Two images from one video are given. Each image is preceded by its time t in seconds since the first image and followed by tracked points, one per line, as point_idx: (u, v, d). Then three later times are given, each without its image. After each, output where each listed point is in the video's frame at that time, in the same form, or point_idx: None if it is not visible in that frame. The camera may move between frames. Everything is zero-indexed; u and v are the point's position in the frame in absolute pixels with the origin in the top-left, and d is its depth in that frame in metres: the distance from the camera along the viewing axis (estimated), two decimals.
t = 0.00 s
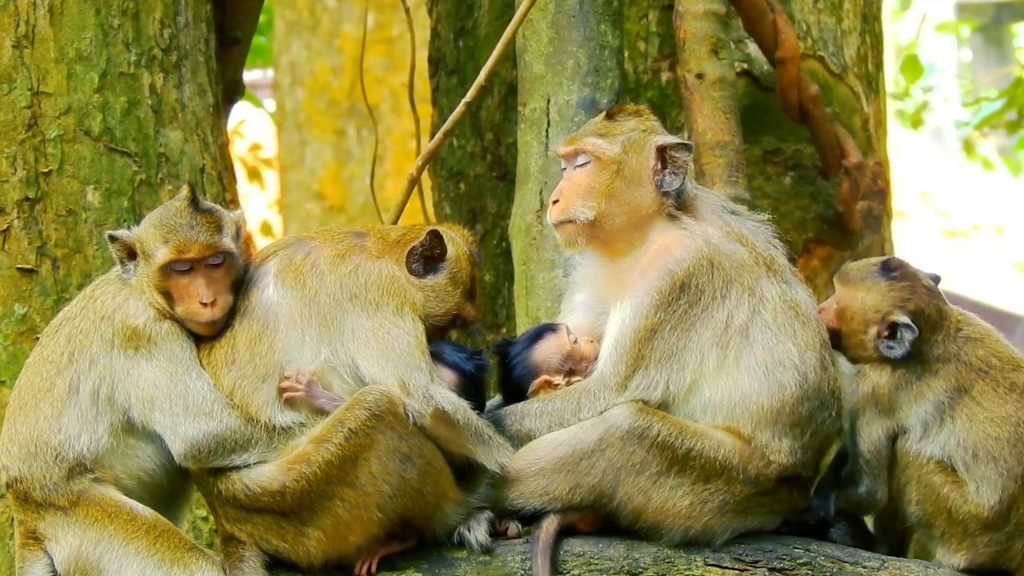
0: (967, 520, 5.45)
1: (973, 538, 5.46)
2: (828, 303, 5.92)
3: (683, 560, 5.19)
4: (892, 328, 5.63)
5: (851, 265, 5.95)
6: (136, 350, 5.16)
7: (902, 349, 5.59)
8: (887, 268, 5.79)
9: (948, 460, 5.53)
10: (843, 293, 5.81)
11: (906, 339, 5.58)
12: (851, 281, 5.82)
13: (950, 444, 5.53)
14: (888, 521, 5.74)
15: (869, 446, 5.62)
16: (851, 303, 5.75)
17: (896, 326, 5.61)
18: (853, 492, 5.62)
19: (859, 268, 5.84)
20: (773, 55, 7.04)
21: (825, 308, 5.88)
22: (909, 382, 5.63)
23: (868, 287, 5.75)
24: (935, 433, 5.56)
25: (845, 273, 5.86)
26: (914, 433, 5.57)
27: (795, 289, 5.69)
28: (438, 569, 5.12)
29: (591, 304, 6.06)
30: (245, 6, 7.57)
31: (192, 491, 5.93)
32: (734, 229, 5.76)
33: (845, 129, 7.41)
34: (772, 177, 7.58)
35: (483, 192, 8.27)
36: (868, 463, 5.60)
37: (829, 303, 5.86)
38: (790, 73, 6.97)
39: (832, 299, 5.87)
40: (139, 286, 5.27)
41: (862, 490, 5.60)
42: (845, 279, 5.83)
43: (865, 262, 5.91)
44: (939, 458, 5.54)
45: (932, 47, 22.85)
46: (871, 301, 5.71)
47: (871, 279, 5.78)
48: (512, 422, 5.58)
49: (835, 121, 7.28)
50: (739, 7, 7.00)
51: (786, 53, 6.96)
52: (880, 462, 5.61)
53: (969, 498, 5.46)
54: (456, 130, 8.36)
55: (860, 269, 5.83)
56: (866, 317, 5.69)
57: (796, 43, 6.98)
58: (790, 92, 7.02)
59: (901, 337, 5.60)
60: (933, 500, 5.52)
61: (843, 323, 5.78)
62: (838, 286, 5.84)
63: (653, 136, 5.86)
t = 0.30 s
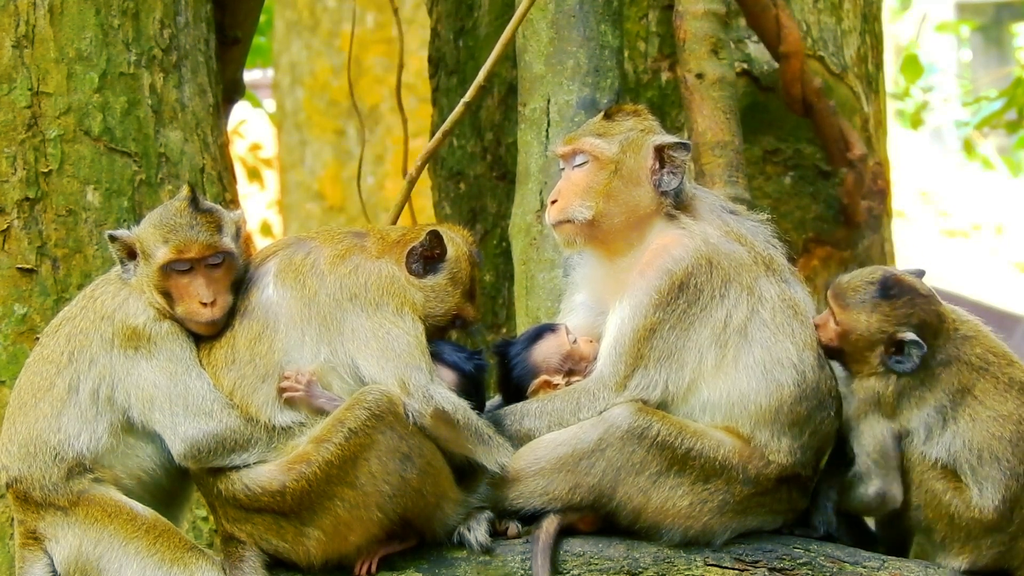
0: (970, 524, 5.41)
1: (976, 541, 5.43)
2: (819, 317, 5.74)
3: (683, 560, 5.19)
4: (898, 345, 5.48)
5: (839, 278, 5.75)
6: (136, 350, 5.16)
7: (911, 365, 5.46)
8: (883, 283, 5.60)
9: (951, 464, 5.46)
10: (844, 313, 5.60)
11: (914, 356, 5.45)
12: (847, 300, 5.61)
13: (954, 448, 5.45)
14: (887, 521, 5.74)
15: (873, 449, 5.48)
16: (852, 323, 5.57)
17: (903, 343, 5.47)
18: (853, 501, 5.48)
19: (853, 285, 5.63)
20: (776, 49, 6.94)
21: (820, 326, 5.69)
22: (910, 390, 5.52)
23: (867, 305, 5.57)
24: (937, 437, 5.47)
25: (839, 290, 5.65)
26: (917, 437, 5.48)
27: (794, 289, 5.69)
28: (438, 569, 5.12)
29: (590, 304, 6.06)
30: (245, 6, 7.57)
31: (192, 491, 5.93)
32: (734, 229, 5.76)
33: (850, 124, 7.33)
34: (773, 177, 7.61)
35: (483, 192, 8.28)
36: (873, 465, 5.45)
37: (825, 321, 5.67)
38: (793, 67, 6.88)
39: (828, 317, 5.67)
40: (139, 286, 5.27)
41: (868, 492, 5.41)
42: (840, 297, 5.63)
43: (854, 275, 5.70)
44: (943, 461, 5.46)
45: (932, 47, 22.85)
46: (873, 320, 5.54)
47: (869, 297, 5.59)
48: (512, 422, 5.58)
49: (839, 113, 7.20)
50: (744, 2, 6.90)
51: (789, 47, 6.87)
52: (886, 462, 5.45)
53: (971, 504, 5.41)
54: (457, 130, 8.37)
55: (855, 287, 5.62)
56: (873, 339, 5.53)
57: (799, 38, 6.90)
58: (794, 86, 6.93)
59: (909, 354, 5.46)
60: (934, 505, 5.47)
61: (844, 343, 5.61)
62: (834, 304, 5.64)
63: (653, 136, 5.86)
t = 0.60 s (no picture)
0: (970, 523, 5.41)
1: (977, 540, 5.42)
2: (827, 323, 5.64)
3: (683, 560, 5.19)
4: (915, 344, 5.42)
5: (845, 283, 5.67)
6: (136, 350, 5.16)
7: (928, 362, 5.40)
8: (894, 284, 5.53)
9: (958, 460, 5.43)
10: (857, 317, 5.51)
11: (932, 353, 5.38)
12: (860, 303, 5.52)
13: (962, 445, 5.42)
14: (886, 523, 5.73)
15: (890, 441, 5.33)
16: (866, 326, 5.49)
17: (920, 342, 5.40)
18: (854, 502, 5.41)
19: (864, 287, 5.55)
20: (777, 47, 6.92)
21: (831, 332, 5.59)
22: (925, 386, 5.46)
23: (880, 308, 5.49)
24: (948, 432, 5.43)
25: (849, 293, 5.56)
26: (931, 432, 5.42)
27: (795, 289, 5.69)
28: (438, 569, 5.12)
29: (591, 304, 6.06)
30: (245, 6, 7.56)
31: (192, 491, 5.93)
32: (734, 229, 5.76)
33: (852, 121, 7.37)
34: (772, 177, 7.61)
35: (483, 192, 8.27)
36: (892, 456, 5.29)
37: (836, 326, 5.58)
38: (795, 64, 6.86)
39: (839, 320, 5.58)
40: (139, 286, 5.27)
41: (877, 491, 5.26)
42: (851, 301, 5.54)
43: (862, 278, 5.63)
44: (949, 459, 5.43)
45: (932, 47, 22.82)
46: (887, 323, 5.47)
47: (882, 299, 5.52)
48: (512, 423, 5.58)
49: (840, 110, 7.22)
50: None
51: (790, 45, 6.86)
52: (906, 453, 5.31)
53: (973, 503, 5.41)
54: (457, 130, 8.37)
55: (866, 289, 5.54)
56: (889, 340, 5.46)
57: (801, 35, 6.88)
58: (796, 83, 6.91)
59: (927, 352, 5.39)
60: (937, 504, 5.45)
61: (858, 347, 5.52)
62: (845, 309, 5.55)
63: (653, 136, 5.86)
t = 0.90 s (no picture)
0: (971, 523, 5.39)
1: (976, 539, 5.41)
2: (824, 333, 5.55)
3: (683, 560, 5.19)
4: (918, 341, 5.39)
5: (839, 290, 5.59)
6: (136, 350, 5.16)
7: (932, 358, 5.39)
8: (892, 285, 5.49)
9: (956, 459, 5.40)
10: (859, 322, 5.43)
11: (936, 348, 5.37)
12: (860, 307, 5.45)
13: (960, 443, 5.40)
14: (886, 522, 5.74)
15: (889, 443, 5.32)
16: (869, 330, 5.41)
17: (924, 339, 5.38)
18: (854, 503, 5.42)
19: (862, 290, 5.49)
20: (777, 46, 6.92)
21: (831, 340, 5.50)
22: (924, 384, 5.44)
23: (882, 309, 5.44)
24: (947, 430, 5.40)
25: (847, 298, 5.49)
26: (929, 430, 5.40)
27: (794, 289, 5.70)
28: (438, 569, 5.12)
29: (591, 304, 6.06)
30: (245, 6, 7.56)
31: (192, 491, 5.93)
32: (734, 229, 5.76)
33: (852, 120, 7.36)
34: (772, 176, 7.61)
35: (483, 192, 8.27)
36: (891, 459, 5.29)
37: (836, 333, 5.49)
38: (795, 64, 6.89)
39: (838, 327, 5.49)
40: (139, 286, 5.26)
41: (876, 493, 5.28)
42: (851, 305, 5.46)
43: (856, 283, 5.56)
44: (947, 458, 5.40)
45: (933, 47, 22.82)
46: (889, 324, 5.42)
47: (882, 300, 5.46)
48: (512, 423, 5.58)
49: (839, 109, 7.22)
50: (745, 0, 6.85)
51: (790, 44, 6.87)
52: (906, 454, 5.30)
53: (972, 502, 5.38)
54: (457, 130, 8.37)
55: (865, 292, 5.48)
56: (893, 342, 5.41)
57: (801, 35, 6.89)
58: (795, 83, 6.95)
59: (930, 348, 5.38)
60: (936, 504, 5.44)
61: (861, 352, 5.44)
62: (846, 314, 5.46)
63: (653, 136, 5.86)
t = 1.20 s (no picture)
0: (971, 522, 5.39)
1: (976, 539, 5.42)
2: (824, 335, 5.52)
3: (683, 560, 5.19)
4: (920, 337, 5.39)
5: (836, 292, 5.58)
6: (136, 350, 5.16)
7: (934, 353, 5.40)
8: (890, 282, 5.50)
9: (957, 458, 5.39)
10: (861, 320, 5.41)
11: (937, 343, 5.38)
12: (861, 305, 5.44)
13: (961, 441, 5.39)
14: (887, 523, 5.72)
15: (890, 444, 5.32)
16: (871, 327, 5.40)
17: (925, 333, 5.38)
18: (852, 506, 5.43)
19: (861, 288, 5.48)
20: (777, 46, 6.92)
21: (832, 342, 5.46)
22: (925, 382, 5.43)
23: (882, 306, 5.43)
24: (948, 429, 5.39)
25: (846, 297, 5.48)
26: (930, 430, 5.39)
27: (795, 289, 5.70)
28: (438, 569, 5.12)
29: (591, 304, 6.06)
30: (245, 6, 7.56)
31: (192, 491, 5.93)
32: (734, 229, 5.76)
33: (852, 120, 7.36)
34: (773, 177, 7.62)
35: (483, 192, 8.27)
36: (892, 460, 5.29)
37: (837, 334, 5.45)
38: (795, 64, 6.88)
39: (839, 327, 5.46)
40: (139, 286, 5.26)
41: (878, 495, 5.28)
42: (852, 303, 5.45)
43: (852, 283, 5.56)
44: (948, 457, 5.39)
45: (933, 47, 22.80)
46: (890, 321, 5.42)
47: (882, 297, 5.46)
48: (512, 423, 5.58)
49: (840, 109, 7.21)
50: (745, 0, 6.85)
51: (790, 44, 6.86)
52: (908, 456, 5.30)
53: (972, 502, 5.37)
54: (457, 130, 8.37)
55: (864, 289, 5.48)
56: (894, 339, 5.41)
57: (801, 35, 6.88)
58: (795, 83, 6.94)
59: (932, 342, 5.38)
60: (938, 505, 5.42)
61: (864, 351, 5.41)
62: (848, 313, 5.43)
63: (653, 136, 5.86)
